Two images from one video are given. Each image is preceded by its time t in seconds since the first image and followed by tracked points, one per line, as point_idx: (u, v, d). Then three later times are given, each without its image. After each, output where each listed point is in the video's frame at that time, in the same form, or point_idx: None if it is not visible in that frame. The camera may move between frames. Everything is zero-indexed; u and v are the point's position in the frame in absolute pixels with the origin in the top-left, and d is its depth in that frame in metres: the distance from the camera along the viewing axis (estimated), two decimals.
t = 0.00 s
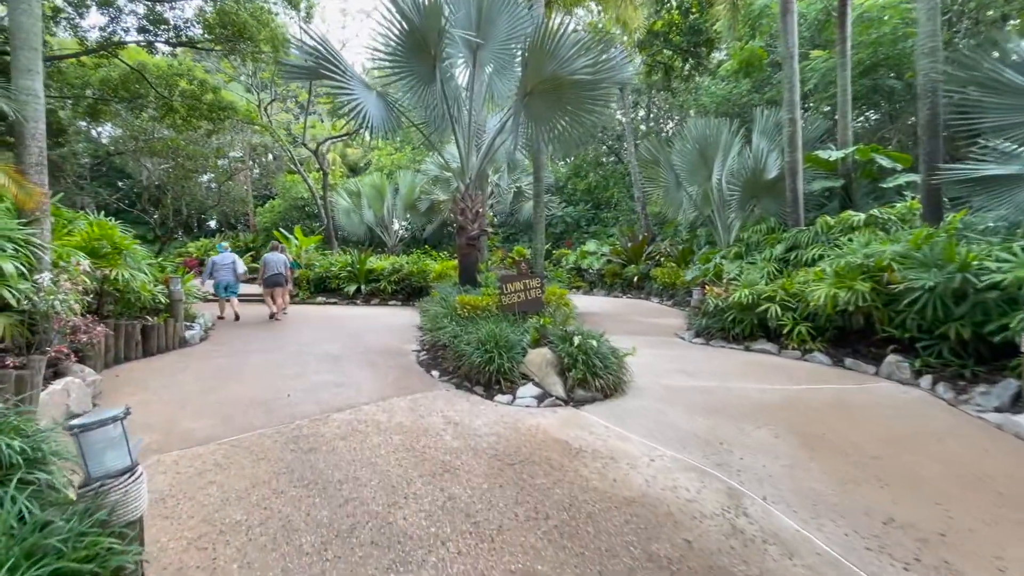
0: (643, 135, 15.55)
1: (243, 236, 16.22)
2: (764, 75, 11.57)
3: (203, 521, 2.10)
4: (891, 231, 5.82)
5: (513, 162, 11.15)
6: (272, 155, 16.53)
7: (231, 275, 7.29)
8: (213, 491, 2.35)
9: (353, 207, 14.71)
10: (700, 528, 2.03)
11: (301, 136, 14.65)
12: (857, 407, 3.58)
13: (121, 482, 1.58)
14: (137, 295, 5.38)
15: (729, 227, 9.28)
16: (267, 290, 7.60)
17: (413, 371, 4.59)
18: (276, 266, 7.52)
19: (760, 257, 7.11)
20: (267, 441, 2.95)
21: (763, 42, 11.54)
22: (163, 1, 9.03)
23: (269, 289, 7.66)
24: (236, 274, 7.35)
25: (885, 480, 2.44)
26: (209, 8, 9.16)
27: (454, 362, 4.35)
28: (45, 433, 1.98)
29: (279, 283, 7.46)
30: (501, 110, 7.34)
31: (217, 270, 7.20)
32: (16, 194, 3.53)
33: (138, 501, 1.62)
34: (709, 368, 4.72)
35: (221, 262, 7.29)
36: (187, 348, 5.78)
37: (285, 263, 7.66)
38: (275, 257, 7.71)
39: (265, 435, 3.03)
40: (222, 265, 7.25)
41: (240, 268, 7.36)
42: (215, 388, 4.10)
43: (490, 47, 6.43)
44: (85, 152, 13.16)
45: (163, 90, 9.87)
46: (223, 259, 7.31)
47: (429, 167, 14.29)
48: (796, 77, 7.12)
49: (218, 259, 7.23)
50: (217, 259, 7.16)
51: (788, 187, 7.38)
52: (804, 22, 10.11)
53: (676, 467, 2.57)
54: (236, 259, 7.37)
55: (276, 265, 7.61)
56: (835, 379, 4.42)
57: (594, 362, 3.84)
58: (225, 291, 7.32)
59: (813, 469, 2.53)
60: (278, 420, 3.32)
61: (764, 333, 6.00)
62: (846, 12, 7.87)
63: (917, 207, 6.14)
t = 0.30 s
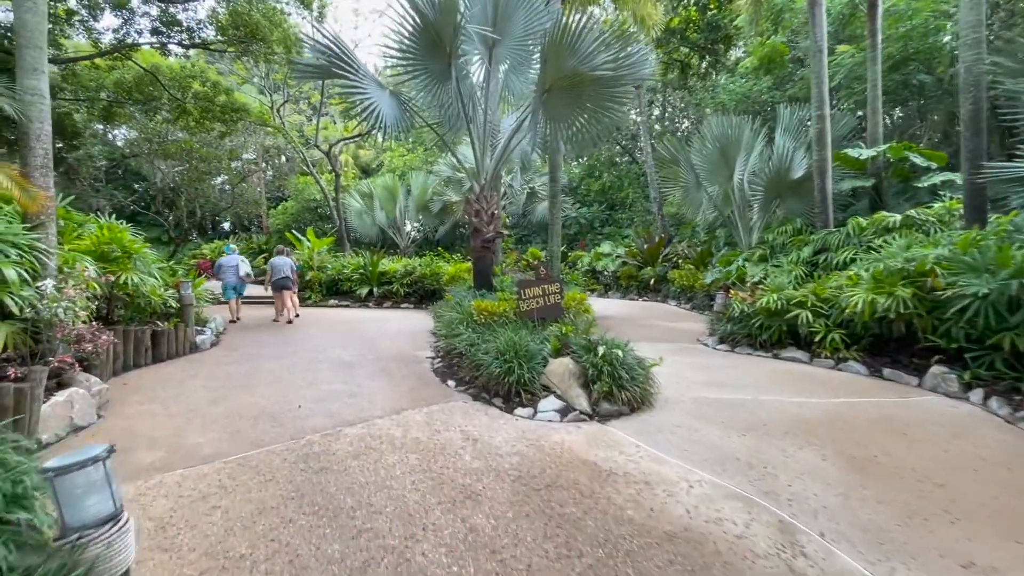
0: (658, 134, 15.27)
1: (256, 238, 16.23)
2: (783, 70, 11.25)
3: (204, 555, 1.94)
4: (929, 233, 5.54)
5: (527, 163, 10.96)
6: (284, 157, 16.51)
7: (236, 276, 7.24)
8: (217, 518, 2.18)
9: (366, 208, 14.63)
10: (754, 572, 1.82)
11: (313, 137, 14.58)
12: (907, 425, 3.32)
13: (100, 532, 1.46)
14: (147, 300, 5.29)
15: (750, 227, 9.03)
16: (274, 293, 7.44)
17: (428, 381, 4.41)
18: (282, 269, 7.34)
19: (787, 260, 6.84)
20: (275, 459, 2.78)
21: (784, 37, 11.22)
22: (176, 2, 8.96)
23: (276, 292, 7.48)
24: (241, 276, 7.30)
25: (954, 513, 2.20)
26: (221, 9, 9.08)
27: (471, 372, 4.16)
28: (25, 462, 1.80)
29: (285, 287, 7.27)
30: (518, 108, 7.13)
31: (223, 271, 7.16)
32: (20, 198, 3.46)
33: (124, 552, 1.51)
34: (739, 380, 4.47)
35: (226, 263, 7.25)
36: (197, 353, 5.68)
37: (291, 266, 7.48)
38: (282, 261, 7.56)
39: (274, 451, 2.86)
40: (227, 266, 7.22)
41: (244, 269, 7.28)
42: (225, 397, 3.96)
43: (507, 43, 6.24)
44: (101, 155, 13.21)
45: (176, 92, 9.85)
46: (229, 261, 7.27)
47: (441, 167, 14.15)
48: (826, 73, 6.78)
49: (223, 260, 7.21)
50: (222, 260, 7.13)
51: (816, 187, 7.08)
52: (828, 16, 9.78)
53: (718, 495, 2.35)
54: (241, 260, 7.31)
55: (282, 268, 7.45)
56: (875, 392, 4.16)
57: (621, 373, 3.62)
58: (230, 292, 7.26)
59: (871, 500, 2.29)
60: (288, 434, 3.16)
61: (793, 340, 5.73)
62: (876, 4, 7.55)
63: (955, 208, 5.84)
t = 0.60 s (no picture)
0: (670, 133, 15.00)
1: (265, 240, 16.18)
2: (799, 67, 10.95)
3: None
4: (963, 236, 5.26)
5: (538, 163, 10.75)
6: (293, 158, 16.44)
7: (241, 280, 7.14)
8: (209, 551, 2.01)
9: (374, 210, 14.51)
10: None
11: (321, 138, 14.48)
12: (954, 445, 3.07)
13: None
14: (150, 306, 5.16)
15: (765, 228, 8.89)
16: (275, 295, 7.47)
17: (438, 391, 4.22)
18: (285, 271, 7.43)
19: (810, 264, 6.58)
20: (275, 481, 2.60)
21: (802, 33, 10.91)
22: (184, 3, 8.84)
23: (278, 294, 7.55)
24: (245, 279, 7.21)
25: None
26: (230, 10, 8.97)
27: (482, 382, 3.96)
28: None
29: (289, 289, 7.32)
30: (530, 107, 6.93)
31: (227, 274, 7.04)
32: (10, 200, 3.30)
33: None
34: (765, 392, 4.23)
35: (230, 267, 7.15)
36: (202, 359, 5.54)
37: (293, 268, 7.58)
38: (283, 263, 7.64)
39: (273, 472, 2.68)
40: (231, 269, 7.11)
41: (249, 272, 7.21)
42: (226, 409, 3.80)
43: (518, 39, 6.08)
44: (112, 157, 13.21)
45: (184, 94, 9.77)
46: (233, 264, 7.17)
47: (450, 168, 13.99)
48: (852, 69, 6.50)
49: (227, 264, 7.08)
50: (226, 264, 7.02)
51: (841, 186, 6.79)
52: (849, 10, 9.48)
53: (759, 529, 2.13)
54: (245, 263, 7.22)
55: (285, 270, 7.53)
56: (912, 405, 3.91)
57: (641, 387, 3.40)
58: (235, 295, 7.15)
59: (931, 539, 2.06)
60: (290, 451, 2.99)
61: (818, 348, 5.47)
62: None
63: (991, 209, 5.56)
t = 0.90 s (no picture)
0: (677, 133, 14.79)
1: (266, 241, 16.06)
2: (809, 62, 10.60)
3: None
4: (988, 237, 5.03)
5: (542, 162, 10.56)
6: (295, 159, 16.29)
7: (235, 282, 7.08)
8: None
9: (376, 210, 14.35)
10: None
11: (323, 139, 14.31)
12: (994, 464, 2.85)
13: None
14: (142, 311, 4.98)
15: (774, 228, 8.79)
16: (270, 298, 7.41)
17: (440, 401, 4.02)
18: (281, 273, 7.40)
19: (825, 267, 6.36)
20: (262, 503, 2.41)
21: (813, 30, 10.68)
22: None
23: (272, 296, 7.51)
24: (239, 281, 7.14)
25: None
26: (229, 7, 8.78)
27: (486, 392, 3.77)
28: None
29: (285, 291, 7.30)
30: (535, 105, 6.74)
31: (222, 277, 6.97)
32: None
33: None
34: (784, 402, 4.02)
35: (224, 269, 7.05)
36: (196, 365, 5.37)
37: (288, 271, 7.56)
38: (278, 266, 7.63)
39: (261, 493, 2.49)
40: (226, 272, 7.01)
41: (244, 275, 7.13)
42: (217, 420, 3.62)
43: (523, 35, 5.90)
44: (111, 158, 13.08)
45: (183, 93, 9.61)
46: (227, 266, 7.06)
47: (453, 168, 13.80)
48: (868, 64, 6.27)
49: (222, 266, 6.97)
50: (221, 266, 6.92)
51: (856, 186, 6.56)
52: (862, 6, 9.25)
53: (792, 564, 1.92)
54: (240, 266, 7.13)
55: (280, 273, 7.50)
56: (942, 418, 3.69)
57: (656, 399, 3.20)
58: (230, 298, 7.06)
59: None
60: (280, 469, 2.79)
61: (836, 354, 5.25)
62: None
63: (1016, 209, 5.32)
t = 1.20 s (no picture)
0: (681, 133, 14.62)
1: (266, 243, 15.93)
2: (816, 61, 10.37)
3: None
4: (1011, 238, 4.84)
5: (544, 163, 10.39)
6: (295, 160, 16.13)
7: (224, 284, 7.13)
8: None
9: (377, 212, 14.21)
10: None
11: (323, 140, 14.16)
12: None
13: None
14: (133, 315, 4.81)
15: (781, 229, 8.67)
16: (261, 299, 7.42)
17: (441, 410, 3.84)
18: (271, 274, 7.34)
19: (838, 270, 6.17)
20: (248, 527, 2.23)
21: (821, 29, 10.50)
22: None
23: (265, 298, 7.50)
24: (229, 283, 7.19)
25: None
26: (228, 6, 8.64)
27: (490, 402, 3.59)
28: None
29: (273, 291, 7.23)
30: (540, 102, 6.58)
31: (211, 279, 7.06)
32: None
33: None
34: (802, 412, 3.83)
35: (214, 271, 7.09)
36: (189, 371, 5.21)
37: (280, 272, 7.47)
38: (272, 268, 7.60)
39: (249, 514, 2.31)
40: (215, 273, 7.08)
41: (233, 277, 7.15)
42: (206, 431, 3.45)
43: (527, 30, 5.72)
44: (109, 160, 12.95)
45: (181, 93, 9.47)
46: (217, 268, 7.09)
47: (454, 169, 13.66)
48: (882, 61, 6.09)
49: (211, 268, 7.08)
50: (210, 268, 6.98)
51: (869, 186, 6.37)
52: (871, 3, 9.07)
53: None
54: (229, 267, 7.16)
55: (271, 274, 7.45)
56: (971, 430, 3.49)
57: (670, 410, 3.01)
58: (219, 300, 7.13)
59: None
60: (270, 486, 2.61)
61: (852, 361, 5.06)
62: None
63: None
